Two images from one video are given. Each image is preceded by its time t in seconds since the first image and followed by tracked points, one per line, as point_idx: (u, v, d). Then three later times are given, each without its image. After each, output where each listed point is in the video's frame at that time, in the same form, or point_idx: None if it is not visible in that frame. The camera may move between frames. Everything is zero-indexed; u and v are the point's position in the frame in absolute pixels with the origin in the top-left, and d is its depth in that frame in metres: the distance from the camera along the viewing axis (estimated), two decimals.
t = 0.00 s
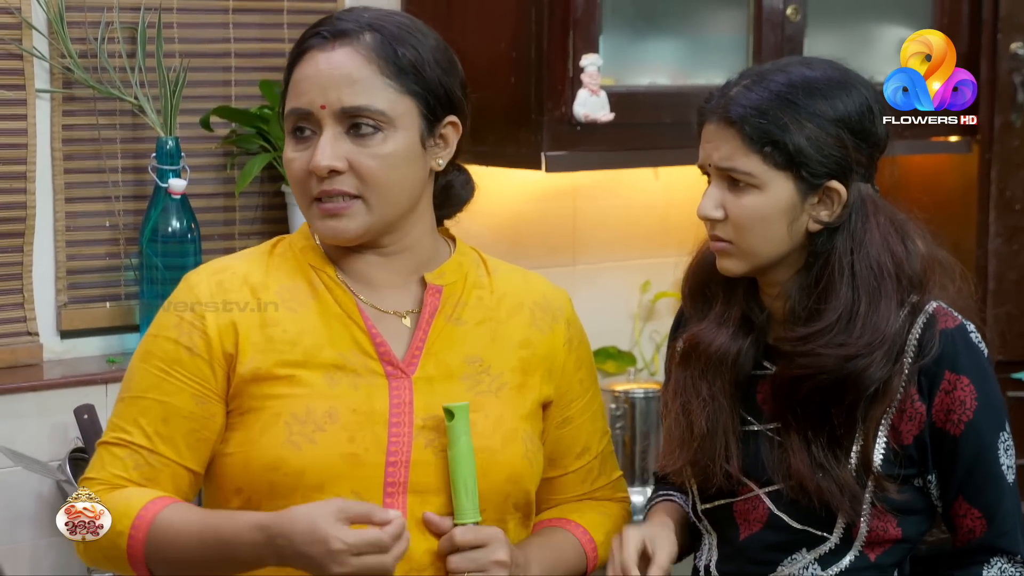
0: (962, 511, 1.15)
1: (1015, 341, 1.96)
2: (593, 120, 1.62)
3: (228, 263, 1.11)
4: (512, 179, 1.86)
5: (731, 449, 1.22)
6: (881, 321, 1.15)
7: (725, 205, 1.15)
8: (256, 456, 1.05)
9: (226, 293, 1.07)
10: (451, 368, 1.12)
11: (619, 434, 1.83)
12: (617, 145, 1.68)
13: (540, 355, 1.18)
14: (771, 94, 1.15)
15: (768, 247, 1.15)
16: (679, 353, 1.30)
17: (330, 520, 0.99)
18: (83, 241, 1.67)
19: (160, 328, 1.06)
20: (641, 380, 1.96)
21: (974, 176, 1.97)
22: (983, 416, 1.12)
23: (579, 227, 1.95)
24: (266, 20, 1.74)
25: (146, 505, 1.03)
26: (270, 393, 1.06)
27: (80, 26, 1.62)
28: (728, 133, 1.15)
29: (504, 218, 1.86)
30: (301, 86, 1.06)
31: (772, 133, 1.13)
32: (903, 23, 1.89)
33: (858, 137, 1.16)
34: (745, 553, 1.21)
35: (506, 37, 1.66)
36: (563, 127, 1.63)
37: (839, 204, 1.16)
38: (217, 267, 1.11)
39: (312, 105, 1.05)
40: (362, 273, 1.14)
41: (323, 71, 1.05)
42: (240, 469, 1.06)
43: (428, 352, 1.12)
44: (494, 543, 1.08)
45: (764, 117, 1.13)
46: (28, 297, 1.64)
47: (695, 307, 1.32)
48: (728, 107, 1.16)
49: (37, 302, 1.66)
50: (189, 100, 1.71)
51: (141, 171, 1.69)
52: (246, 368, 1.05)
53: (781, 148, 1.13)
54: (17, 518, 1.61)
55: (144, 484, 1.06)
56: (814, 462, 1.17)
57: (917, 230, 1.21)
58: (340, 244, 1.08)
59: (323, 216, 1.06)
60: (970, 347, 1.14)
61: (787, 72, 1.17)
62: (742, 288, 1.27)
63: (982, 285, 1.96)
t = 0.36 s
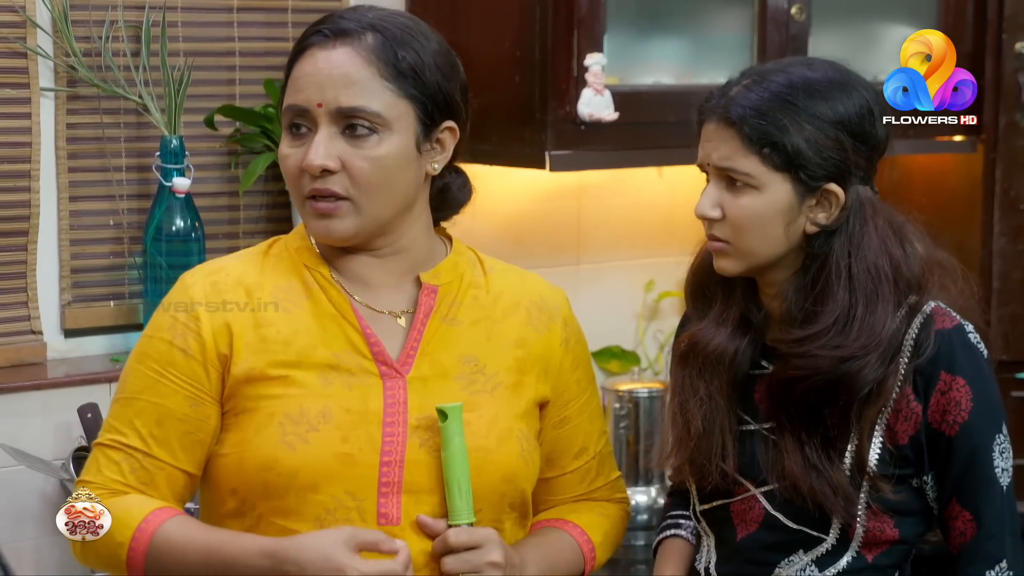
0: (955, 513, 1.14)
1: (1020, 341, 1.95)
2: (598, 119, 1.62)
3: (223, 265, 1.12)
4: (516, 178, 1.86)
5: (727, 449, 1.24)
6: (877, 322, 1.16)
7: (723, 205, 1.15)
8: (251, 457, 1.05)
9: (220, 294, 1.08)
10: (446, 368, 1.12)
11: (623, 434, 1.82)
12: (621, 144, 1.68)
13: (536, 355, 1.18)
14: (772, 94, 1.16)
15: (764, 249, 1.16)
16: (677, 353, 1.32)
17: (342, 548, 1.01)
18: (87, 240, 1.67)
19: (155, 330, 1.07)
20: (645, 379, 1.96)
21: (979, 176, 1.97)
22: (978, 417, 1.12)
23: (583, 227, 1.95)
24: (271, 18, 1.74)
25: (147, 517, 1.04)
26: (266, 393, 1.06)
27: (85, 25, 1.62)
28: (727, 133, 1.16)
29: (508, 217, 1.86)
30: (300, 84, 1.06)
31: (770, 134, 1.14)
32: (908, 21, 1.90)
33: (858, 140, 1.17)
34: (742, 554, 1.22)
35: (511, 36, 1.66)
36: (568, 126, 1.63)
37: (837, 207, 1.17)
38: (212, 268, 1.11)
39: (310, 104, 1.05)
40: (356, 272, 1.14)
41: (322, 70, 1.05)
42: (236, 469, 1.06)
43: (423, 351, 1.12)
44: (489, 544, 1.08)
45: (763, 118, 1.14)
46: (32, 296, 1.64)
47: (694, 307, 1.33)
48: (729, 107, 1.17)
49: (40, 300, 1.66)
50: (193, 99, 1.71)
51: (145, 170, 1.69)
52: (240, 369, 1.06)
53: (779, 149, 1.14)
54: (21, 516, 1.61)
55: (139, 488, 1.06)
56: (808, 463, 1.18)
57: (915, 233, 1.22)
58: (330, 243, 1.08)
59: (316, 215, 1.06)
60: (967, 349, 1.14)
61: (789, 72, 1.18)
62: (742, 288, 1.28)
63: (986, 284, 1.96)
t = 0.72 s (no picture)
0: (923, 515, 1.22)
1: (1012, 340, 1.99)
2: (599, 125, 1.67)
3: (233, 268, 1.16)
4: (519, 182, 1.91)
5: (713, 442, 1.35)
6: (855, 325, 1.25)
7: (708, 205, 1.27)
8: (261, 453, 1.10)
9: (229, 296, 1.13)
10: (450, 366, 1.17)
11: (623, 431, 1.87)
12: (621, 150, 1.72)
13: (537, 354, 1.22)
14: (758, 100, 1.27)
15: (744, 246, 1.27)
16: (673, 348, 1.44)
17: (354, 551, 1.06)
18: (102, 245, 1.72)
19: (168, 330, 1.11)
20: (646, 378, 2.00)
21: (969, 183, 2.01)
22: (951, 421, 1.19)
23: (585, 229, 2.00)
24: (280, 28, 1.79)
25: (162, 517, 1.09)
26: (275, 391, 1.11)
27: (99, 35, 1.67)
28: (713, 135, 1.28)
29: (511, 220, 1.91)
30: (305, 91, 1.10)
31: (751, 138, 1.25)
32: (901, 28, 1.96)
33: (838, 146, 1.27)
34: (731, 546, 1.33)
35: (513, 45, 1.71)
36: (569, 132, 1.67)
37: (816, 210, 1.27)
38: (221, 272, 1.15)
39: (315, 110, 1.09)
40: (361, 273, 1.19)
41: (326, 77, 1.10)
42: (248, 465, 1.11)
43: (427, 350, 1.16)
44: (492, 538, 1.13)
45: (747, 122, 1.25)
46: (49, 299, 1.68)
47: (692, 307, 1.45)
48: (717, 111, 1.28)
49: (57, 303, 1.71)
50: (204, 106, 1.75)
51: (159, 176, 1.74)
52: (250, 369, 1.10)
53: (760, 152, 1.25)
54: (40, 513, 1.66)
55: (155, 487, 1.11)
56: (789, 461, 1.27)
57: (897, 240, 1.31)
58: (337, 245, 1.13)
59: (323, 218, 1.10)
60: (946, 354, 1.21)
61: (778, 80, 1.29)
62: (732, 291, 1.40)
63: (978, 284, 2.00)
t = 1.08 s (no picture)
0: (906, 508, 1.26)
1: (1006, 334, 2.03)
2: (600, 124, 1.70)
3: (245, 263, 1.20)
4: (523, 180, 1.95)
5: (704, 433, 1.41)
6: (839, 320, 1.29)
7: (698, 200, 1.32)
8: (274, 445, 1.13)
9: (242, 292, 1.16)
10: (458, 359, 1.20)
11: (624, 424, 1.90)
12: (621, 148, 1.76)
13: (542, 347, 1.26)
14: (748, 100, 1.31)
15: (733, 241, 1.32)
16: (673, 343, 1.50)
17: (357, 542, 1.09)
18: (115, 242, 1.75)
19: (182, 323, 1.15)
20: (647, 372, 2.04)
21: (963, 178, 2.05)
22: (931, 415, 1.23)
23: (587, 226, 2.04)
24: (289, 30, 1.83)
25: (174, 506, 1.12)
26: (287, 382, 1.14)
27: (111, 37, 1.71)
28: (703, 133, 1.33)
29: (515, 217, 1.94)
30: (325, 91, 1.14)
31: (738, 137, 1.29)
32: (895, 29, 1.98)
33: (825, 146, 1.31)
34: (724, 537, 1.38)
35: (516, 46, 1.75)
36: (571, 131, 1.71)
37: (802, 208, 1.31)
38: (232, 266, 1.19)
39: (335, 109, 1.13)
40: (372, 268, 1.22)
41: (347, 77, 1.13)
42: (260, 455, 1.14)
43: (437, 343, 1.20)
44: (501, 527, 1.17)
45: (735, 121, 1.30)
46: (62, 296, 1.72)
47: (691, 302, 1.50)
48: (707, 110, 1.33)
49: (70, 298, 1.74)
50: (214, 106, 1.79)
51: (169, 174, 1.78)
52: (264, 361, 1.14)
53: (746, 151, 1.29)
54: (53, 504, 1.69)
55: (170, 478, 1.15)
56: (773, 453, 1.32)
57: (886, 237, 1.35)
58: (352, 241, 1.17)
59: (341, 215, 1.14)
60: (929, 349, 1.25)
61: (769, 80, 1.33)
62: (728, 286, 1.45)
63: (971, 280, 2.03)
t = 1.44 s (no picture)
0: (910, 500, 1.26)
1: (1011, 328, 2.04)
2: (606, 119, 1.71)
3: (259, 257, 1.20)
4: (529, 176, 1.95)
5: (711, 423, 1.42)
6: (845, 310, 1.30)
7: (705, 196, 1.32)
8: (293, 435, 1.14)
9: (256, 286, 1.16)
10: (474, 352, 1.21)
11: (631, 419, 1.90)
12: (627, 144, 1.76)
13: (553, 340, 1.26)
14: (753, 95, 1.31)
15: (740, 234, 1.32)
16: (684, 336, 1.51)
17: None
18: (122, 238, 1.76)
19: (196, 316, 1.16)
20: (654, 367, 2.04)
21: (967, 172, 2.04)
22: (935, 407, 1.23)
23: (593, 222, 2.04)
24: (295, 26, 1.84)
25: (163, 505, 1.12)
26: (304, 374, 1.15)
27: (118, 33, 1.71)
28: (709, 128, 1.33)
29: (521, 213, 1.95)
30: (366, 102, 1.12)
31: (744, 131, 1.30)
32: (901, 25, 2.00)
33: (831, 138, 1.31)
34: (733, 528, 1.39)
35: (522, 41, 1.75)
36: (576, 126, 1.72)
37: (809, 200, 1.32)
38: (246, 260, 1.19)
39: (383, 124, 1.12)
40: (389, 265, 1.23)
41: (394, 91, 1.12)
42: (277, 447, 1.15)
43: (453, 336, 1.21)
44: (523, 520, 1.18)
45: (739, 115, 1.30)
46: (70, 291, 1.73)
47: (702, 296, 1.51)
48: (712, 105, 1.34)
49: (78, 295, 1.75)
50: (221, 102, 1.80)
51: (177, 170, 1.79)
52: (283, 352, 1.15)
53: (753, 145, 1.30)
54: (61, 499, 1.70)
55: (183, 464, 1.14)
56: (779, 442, 1.33)
57: (894, 228, 1.35)
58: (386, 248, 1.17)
59: (382, 227, 1.15)
60: (934, 340, 1.25)
61: (773, 74, 1.34)
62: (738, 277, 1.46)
63: (977, 274, 2.04)
